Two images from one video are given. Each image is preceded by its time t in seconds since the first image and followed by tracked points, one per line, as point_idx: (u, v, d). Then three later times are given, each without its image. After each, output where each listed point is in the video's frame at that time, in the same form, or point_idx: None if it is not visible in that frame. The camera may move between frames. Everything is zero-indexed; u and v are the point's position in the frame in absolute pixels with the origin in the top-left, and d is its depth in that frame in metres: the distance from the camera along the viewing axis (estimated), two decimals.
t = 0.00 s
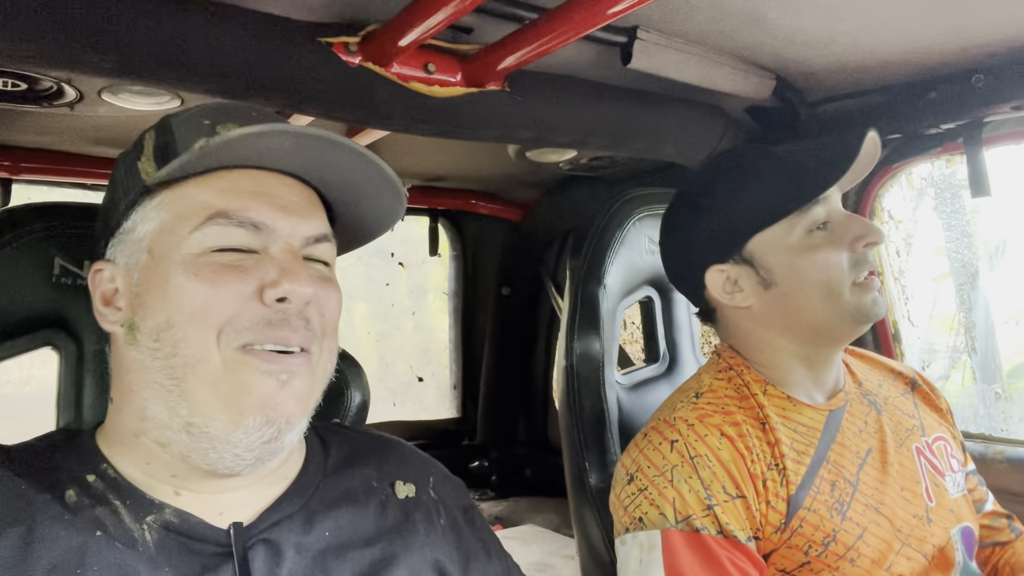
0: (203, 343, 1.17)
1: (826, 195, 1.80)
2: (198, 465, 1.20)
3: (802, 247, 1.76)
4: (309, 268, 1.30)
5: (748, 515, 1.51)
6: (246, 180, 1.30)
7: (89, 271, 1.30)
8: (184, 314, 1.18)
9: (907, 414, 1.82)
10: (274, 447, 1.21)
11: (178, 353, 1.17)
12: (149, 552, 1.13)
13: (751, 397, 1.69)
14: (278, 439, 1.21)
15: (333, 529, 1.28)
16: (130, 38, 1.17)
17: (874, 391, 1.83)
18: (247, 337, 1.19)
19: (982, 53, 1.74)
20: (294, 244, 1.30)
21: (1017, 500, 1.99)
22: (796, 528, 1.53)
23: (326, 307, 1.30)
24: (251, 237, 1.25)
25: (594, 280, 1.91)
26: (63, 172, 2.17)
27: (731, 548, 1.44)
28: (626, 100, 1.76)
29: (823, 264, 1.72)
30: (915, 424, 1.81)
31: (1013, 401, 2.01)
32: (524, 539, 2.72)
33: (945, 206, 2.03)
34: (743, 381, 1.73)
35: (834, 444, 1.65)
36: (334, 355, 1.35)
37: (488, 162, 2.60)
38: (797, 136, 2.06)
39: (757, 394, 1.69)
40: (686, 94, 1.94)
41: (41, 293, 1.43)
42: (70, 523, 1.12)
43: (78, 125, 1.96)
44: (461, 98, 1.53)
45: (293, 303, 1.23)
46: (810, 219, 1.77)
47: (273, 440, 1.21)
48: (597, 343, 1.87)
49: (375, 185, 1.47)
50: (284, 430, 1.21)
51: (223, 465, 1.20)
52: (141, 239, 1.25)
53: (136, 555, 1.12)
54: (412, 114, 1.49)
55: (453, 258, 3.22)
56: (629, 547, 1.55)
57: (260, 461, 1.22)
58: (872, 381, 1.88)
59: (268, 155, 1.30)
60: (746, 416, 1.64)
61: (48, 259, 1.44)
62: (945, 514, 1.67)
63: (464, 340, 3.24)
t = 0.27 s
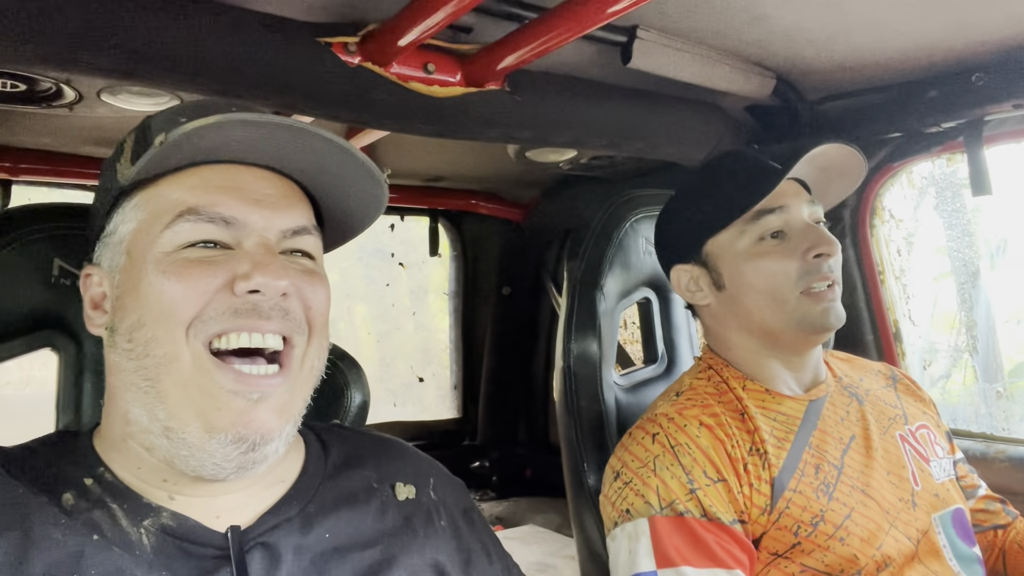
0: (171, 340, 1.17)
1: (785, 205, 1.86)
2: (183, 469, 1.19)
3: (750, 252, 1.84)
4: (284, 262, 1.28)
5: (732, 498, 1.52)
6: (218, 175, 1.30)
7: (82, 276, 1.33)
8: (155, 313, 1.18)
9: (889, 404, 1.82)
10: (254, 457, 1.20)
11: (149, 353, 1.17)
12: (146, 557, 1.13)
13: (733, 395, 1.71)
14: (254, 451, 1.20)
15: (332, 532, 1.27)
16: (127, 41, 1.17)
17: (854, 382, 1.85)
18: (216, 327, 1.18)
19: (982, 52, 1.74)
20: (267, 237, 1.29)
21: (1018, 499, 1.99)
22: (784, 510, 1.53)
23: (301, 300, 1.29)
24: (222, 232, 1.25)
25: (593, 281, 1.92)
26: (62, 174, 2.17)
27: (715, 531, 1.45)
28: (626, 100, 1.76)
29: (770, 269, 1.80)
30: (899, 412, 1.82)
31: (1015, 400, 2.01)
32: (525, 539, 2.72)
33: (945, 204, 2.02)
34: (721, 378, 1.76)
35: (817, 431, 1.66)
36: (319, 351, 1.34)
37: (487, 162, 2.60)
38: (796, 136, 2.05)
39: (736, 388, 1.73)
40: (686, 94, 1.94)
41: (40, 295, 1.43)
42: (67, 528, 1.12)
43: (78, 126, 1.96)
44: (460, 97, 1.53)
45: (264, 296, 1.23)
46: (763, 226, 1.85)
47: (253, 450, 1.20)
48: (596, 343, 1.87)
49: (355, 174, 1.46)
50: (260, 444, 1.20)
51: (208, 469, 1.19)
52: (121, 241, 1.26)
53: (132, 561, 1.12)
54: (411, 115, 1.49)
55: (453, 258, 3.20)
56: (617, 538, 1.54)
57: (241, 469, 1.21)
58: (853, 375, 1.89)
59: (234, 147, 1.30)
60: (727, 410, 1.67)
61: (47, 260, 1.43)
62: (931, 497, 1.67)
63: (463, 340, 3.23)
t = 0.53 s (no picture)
0: (162, 344, 1.16)
1: (786, 202, 1.85)
2: (183, 468, 1.19)
3: (751, 246, 1.83)
4: (276, 265, 1.26)
5: (732, 487, 1.52)
6: (207, 176, 1.27)
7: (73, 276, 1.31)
8: (146, 317, 1.17)
9: (896, 406, 1.82)
10: (252, 450, 1.19)
11: (141, 357, 1.16)
12: (148, 557, 1.13)
13: (737, 389, 1.70)
14: (252, 444, 1.19)
15: (333, 532, 1.28)
16: (128, 40, 1.18)
17: (861, 383, 1.84)
18: (207, 331, 1.17)
19: (983, 49, 1.74)
20: (258, 239, 1.26)
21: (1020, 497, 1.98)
22: (784, 506, 1.53)
23: (294, 300, 1.27)
24: (211, 235, 1.23)
25: (594, 280, 1.92)
26: (64, 172, 2.18)
27: (716, 517, 1.46)
28: (626, 98, 1.76)
29: (770, 264, 1.79)
30: (906, 415, 1.81)
31: (1016, 398, 2.00)
32: (527, 537, 2.72)
33: (947, 202, 2.01)
34: (726, 372, 1.76)
35: (819, 427, 1.66)
36: (316, 348, 1.32)
37: (489, 160, 2.60)
38: (798, 134, 2.06)
39: (739, 381, 1.73)
40: (687, 91, 1.94)
41: (41, 293, 1.44)
42: (69, 527, 1.12)
43: (80, 125, 1.97)
44: (461, 95, 1.53)
45: (255, 300, 1.20)
46: (764, 220, 1.84)
47: (251, 444, 1.19)
48: (597, 341, 1.87)
49: (347, 173, 1.42)
50: (258, 436, 1.19)
51: (207, 466, 1.19)
52: (112, 242, 1.25)
53: (134, 560, 1.12)
54: (412, 114, 1.49)
55: (454, 257, 3.19)
56: (620, 525, 1.54)
57: (240, 464, 1.20)
58: (861, 376, 1.88)
59: (223, 148, 1.26)
60: (731, 404, 1.67)
61: (48, 258, 1.43)
62: (936, 501, 1.66)
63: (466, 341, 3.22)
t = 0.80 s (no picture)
0: (155, 351, 1.16)
1: (766, 216, 1.83)
2: (181, 472, 1.19)
3: (734, 263, 1.83)
4: (268, 267, 1.26)
5: (733, 497, 1.51)
6: (198, 179, 1.26)
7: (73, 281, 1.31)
8: (139, 323, 1.17)
9: (903, 413, 1.81)
10: (248, 454, 1.20)
11: (134, 364, 1.17)
12: (150, 561, 1.13)
13: (739, 396, 1.70)
14: (249, 447, 1.19)
15: (335, 536, 1.27)
16: (128, 40, 1.17)
17: (868, 389, 1.83)
18: (200, 337, 1.17)
19: (988, 48, 1.73)
20: (249, 243, 1.26)
21: None
22: (786, 516, 1.53)
23: (288, 303, 1.27)
24: (202, 240, 1.22)
25: (595, 278, 1.91)
26: (67, 173, 2.18)
27: (717, 528, 1.45)
28: (629, 98, 1.75)
29: (751, 281, 1.79)
30: (913, 422, 1.80)
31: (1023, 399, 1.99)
32: (529, 537, 2.72)
33: (954, 202, 1.99)
34: (729, 377, 1.76)
35: (820, 437, 1.66)
36: (312, 350, 1.33)
37: (492, 160, 2.59)
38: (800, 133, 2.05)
39: (742, 387, 1.72)
40: (690, 91, 1.93)
41: (43, 294, 1.43)
42: (70, 533, 1.12)
43: (83, 126, 1.97)
44: (463, 95, 1.52)
45: (247, 305, 1.20)
46: (745, 237, 1.83)
47: (247, 447, 1.20)
48: (599, 342, 1.87)
49: (339, 172, 1.41)
50: (254, 439, 1.20)
51: (206, 470, 1.19)
52: (104, 247, 1.24)
53: (136, 564, 1.12)
54: (414, 114, 1.49)
55: (458, 257, 3.20)
56: (620, 535, 1.54)
57: (238, 467, 1.21)
58: (868, 380, 1.87)
59: (213, 151, 1.26)
60: (732, 410, 1.67)
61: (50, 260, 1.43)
62: (941, 511, 1.66)
63: (469, 339, 3.23)
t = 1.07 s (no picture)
0: (129, 347, 1.17)
1: (764, 213, 1.83)
2: (167, 469, 1.20)
3: (732, 260, 1.82)
4: (243, 263, 1.25)
5: (735, 487, 1.51)
6: (174, 176, 1.27)
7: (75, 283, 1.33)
8: (115, 319, 1.18)
9: (906, 411, 1.80)
10: (220, 453, 1.19)
11: (111, 360, 1.18)
12: (150, 560, 1.13)
13: (741, 391, 1.70)
14: (222, 445, 1.19)
15: (335, 535, 1.27)
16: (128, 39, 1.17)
17: (871, 387, 1.83)
18: (172, 334, 1.17)
19: (991, 45, 1.72)
20: (224, 238, 1.25)
21: None
22: (788, 510, 1.52)
23: (265, 301, 1.26)
24: (176, 236, 1.23)
25: (597, 275, 1.91)
26: (68, 172, 2.18)
27: (718, 517, 1.45)
28: (630, 96, 1.75)
29: (748, 280, 1.79)
30: (916, 420, 1.79)
31: None
32: (531, 536, 2.71)
33: (957, 199, 1.99)
34: (731, 372, 1.76)
35: (821, 432, 1.65)
36: (297, 349, 1.31)
37: (493, 158, 2.59)
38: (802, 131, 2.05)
39: (744, 382, 1.72)
40: (692, 89, 1.93)
41: (45, 293, 1.43)
42: (70, 531, 1.12)
43: (84, 125, 1.97)
44: (465, 93, 1.52)
45: (217, 301, 1.19)
46: (743, 233, 1.83)
47: (219, 446, 1.19)
48: (601, 340, 1.87)
49: (319, 166, 1.39)
50: (226, 438, 1.19)
51: (184, 467, 1.19)
52: (92, 245, 1.27)
53: (136, 563, 1.12)
54: (415, 113, 1.49)
55: (459, 256, 3.20)
56: (621, 525, 1.54)
57: (215, 465, 1.20)
58: (871, 379, 1.87)
59: (185, 147, 1.27)
60: (733, 404, 1.67)
61: (51, 259, 1.43)
62: (943, 509, 1.65)
63: (470, 337, 3.23)
